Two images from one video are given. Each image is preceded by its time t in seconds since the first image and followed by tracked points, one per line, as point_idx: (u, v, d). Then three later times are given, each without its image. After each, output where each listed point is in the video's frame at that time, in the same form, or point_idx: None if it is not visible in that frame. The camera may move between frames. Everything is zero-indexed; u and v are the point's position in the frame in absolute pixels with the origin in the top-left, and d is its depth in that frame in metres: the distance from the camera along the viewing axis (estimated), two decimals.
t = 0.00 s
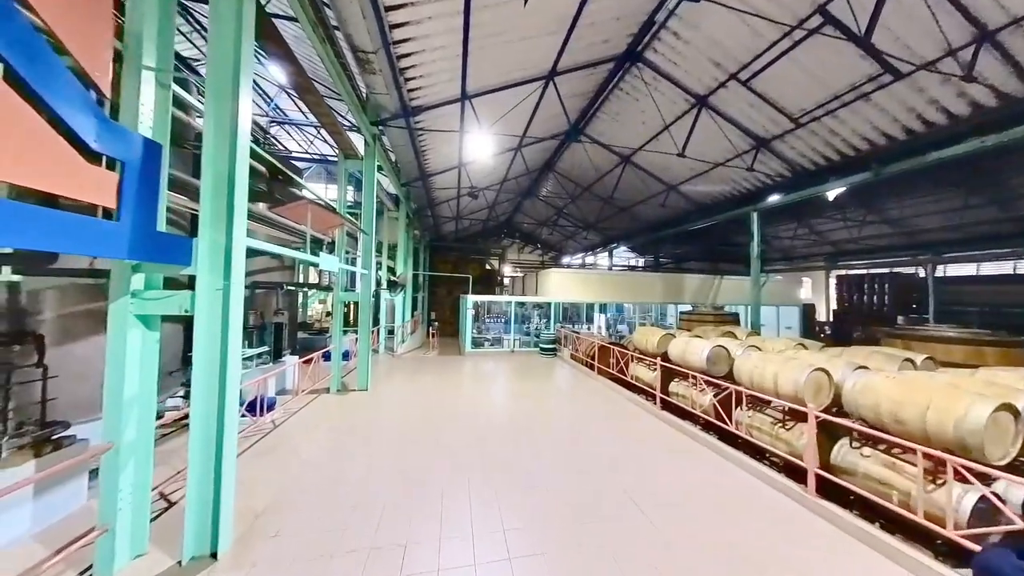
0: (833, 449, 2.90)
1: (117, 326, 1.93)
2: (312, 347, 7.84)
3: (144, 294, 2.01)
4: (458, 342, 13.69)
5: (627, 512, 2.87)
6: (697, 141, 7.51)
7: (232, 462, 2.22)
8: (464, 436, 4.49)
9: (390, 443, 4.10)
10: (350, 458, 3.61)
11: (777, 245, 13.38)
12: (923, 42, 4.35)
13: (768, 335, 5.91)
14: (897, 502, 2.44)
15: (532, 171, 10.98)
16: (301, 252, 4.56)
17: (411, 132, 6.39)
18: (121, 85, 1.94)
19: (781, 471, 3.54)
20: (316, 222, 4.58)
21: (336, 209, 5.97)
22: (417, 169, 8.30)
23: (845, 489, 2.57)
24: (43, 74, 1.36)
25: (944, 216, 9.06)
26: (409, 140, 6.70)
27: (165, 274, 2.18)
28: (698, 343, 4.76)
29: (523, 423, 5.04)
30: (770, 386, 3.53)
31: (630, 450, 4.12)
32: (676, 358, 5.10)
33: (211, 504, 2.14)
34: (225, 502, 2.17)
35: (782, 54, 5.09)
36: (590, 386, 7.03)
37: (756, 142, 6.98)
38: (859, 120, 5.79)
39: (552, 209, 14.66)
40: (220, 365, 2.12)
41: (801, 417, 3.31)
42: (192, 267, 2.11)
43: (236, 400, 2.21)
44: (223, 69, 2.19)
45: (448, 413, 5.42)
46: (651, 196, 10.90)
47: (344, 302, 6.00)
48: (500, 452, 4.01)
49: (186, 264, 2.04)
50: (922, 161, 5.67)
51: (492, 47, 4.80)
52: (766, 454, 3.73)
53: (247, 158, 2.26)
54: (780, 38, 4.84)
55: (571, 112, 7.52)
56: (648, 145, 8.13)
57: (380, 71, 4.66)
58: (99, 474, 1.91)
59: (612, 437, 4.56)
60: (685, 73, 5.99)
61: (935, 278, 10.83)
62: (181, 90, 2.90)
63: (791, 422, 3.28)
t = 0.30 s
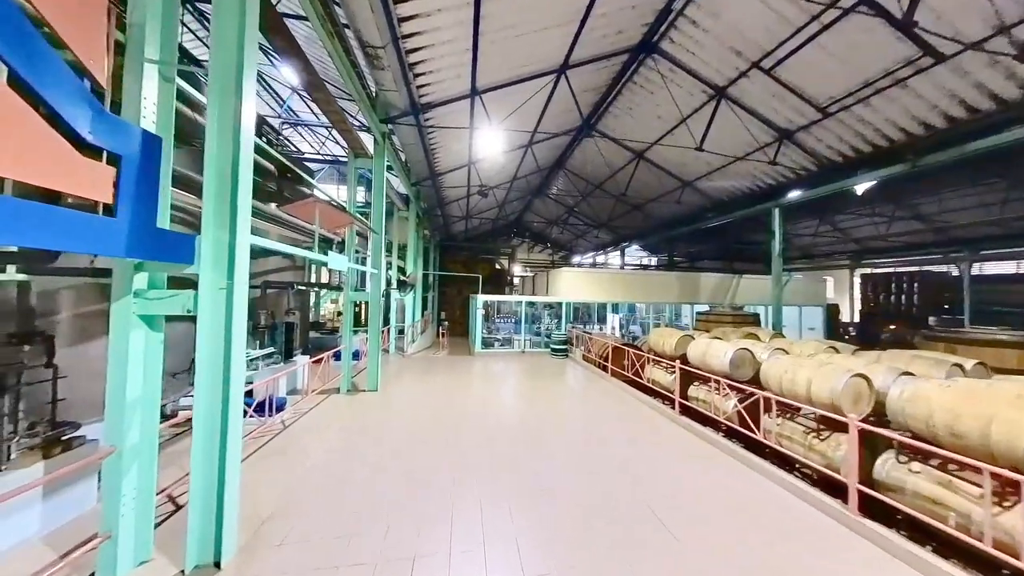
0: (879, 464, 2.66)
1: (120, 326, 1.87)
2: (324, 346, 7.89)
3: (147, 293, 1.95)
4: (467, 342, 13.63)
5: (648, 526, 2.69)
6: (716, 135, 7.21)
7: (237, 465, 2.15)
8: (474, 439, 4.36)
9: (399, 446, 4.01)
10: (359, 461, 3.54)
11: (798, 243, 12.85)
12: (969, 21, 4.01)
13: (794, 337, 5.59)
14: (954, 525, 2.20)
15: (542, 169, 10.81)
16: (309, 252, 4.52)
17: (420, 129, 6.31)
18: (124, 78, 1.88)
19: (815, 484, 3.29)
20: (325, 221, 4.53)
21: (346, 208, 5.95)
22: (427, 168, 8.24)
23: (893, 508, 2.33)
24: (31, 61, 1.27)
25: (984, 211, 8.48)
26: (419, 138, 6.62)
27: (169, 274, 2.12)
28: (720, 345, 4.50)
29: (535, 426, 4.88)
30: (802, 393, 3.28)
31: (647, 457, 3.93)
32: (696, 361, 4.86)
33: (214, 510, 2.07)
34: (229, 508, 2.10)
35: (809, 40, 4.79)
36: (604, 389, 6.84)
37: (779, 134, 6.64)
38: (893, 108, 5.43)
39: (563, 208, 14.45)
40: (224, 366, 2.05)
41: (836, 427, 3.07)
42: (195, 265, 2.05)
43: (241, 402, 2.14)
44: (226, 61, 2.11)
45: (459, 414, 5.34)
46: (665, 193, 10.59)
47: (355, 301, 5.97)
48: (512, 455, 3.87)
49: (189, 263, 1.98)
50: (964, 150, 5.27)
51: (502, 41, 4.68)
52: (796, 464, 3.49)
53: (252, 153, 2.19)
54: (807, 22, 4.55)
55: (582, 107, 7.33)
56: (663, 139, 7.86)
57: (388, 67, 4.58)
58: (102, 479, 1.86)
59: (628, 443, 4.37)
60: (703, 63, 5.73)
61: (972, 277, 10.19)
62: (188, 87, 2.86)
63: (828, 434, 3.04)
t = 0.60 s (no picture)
0: (960, 490, 2.30)
1: (152, 328, 1.92)
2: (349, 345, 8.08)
3: (177, 294, 1.99)
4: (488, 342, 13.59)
5: (683, 549, 2.44)
6: (753, 122, 6.68)
7: (261, 465, 2.15)
8: (495, 440, 4.25)
9: (421, 447, 3.96)
10: (380, 461, 3.52)
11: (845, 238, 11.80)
12: None
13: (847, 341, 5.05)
14: None
15: (564, 166, 10.55)
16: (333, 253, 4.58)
17: (441, 129, 6.28)
18: (155, 85, 1.93)
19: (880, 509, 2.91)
20: (349, 223, 4.59)
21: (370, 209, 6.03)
22: (448, 168, 8.24)
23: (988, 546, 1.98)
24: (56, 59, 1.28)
25: None
26: (440, 137, 6.60)
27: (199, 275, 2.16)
28: (763, 350, 4.12)
29: (559, 430, 4.70)
30: (864, 406, 2.90)
31: (680, 468, 3.66)
32: (734, 366, 4.49)
33: (239, 510, 2.08)
34: (253, 509, 2.10)
35: (864, 12, 4.30)
36: (630, 393, 6.54)
37: (826, 119, 6.06)
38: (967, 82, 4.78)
39: (585, 205, 14.09)
40: (248, 367, 2.05)
41: (907, 446, 2.70)
42: (221, 266, 2.07)
43: (265, 403, 2.14)
44: (250, 62, 2.12)
45: (480, 415, 5.25)
46: (695, 187, 10.02)
47: (378, 301, 6.04)
48: (534, 459, 3.72)
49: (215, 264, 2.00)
50: None
51: (524, 34, 4.54)
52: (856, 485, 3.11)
53: (274, 154, 2.19)
54: None
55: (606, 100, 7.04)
56: (694, 129, 7.41)
57: (409, 66, 4.57)
58: (135, 476, 1.91)
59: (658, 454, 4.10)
60: (739, 46, 5.31)
61: None
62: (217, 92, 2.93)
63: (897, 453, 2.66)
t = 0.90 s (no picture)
0: None
1: (202, 330, 2.01)
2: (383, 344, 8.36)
3: (224, 297, 2.08)
4: (516, 343, 13.51)
5: None
6: (809, 104, 6.03)
7: (299, 465, 2.19)
8: (526, 446, 4.13)
9: (451, 449, 3.94)
10: (412, 463, 3.53)
11: (921, 231, 10.39)
12: None
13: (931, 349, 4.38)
14: None
15: (594, 162, 10.21)
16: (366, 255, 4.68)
17: (470, 129, 6.27)
18: (203, 98, 2.05)
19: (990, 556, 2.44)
20: (382, 226, 4.66)
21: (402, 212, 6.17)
22: (477, 169, 8.26)
23: None
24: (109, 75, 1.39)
25: None
26: (468, 138, 6.60)
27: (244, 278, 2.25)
28: (828, 359, 3.65)
29: (592, 438, 4.49)
30: (965, 430, 2.45)
31: (729, 488, 3.33)
32: (791, 375, 4.03)
33: (280, 508, 2.13)
34: (292, 508, 2.14)
35: None
36: (669, 400, 6.15)
37: (902, 94, 5.29)
38: None
39: (616, 202, 13.60)
40: (287, 370, 2.10)
41: None
42: (262, 270, 2.13)
43: (302, 404, 2.18)
44: (288, 69, 2.16)
45: (510, 418, 5.18)
46: (739, 179, 9.27)
47: (409, 302, 6.15)
48: (566, 470, 3.55)
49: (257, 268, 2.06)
50: None
51: (553, 26, 4.39)
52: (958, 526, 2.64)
53: (310, 159, 2.23)
54: None
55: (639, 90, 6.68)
56: (739, 116, 6.83)
57: (439, 67, 4.57)
58: (189, 469, 2.02)
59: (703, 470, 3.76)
60: (793, 21, 4.78)
61: None
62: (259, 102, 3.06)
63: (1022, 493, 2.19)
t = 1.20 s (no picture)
0: None
1: (239, 327, 2.07)
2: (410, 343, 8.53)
3: (259, 296, 2.13)
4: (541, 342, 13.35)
5: None
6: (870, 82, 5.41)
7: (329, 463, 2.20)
8: (553, 452, 3.98)
9: (477, 450, 3.87)
10: (438, 464, 3.50)
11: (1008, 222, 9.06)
12: None
13: None
14: None
15: (622, 156, 9.84)
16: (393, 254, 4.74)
17: (495, 127, 6.20)
18: (239, 101, 2.11)
19: None
20: (409, 225, 4.71)
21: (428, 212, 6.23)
22: (501, 168, 8.21)
23: None
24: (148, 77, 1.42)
25: None
26: (493, 136, 6.54)
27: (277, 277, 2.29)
28: (900, 365, 3.21)
29: (623, 447, 4.26)
30: None
31: (784, 518, 3.00)
32: (851, 382, 3.60)
33: (312, 504, 2.16)
34: (323, 505, 2.16)
35: None
36: (707, 407, 5.75)
37: (992, 60, 4.61)
38: None
39: (645, 198, 13.05)
40: (317, 369, 2.11)
41: None
42: (294, 269, 2.16)
43: (332, 403, 2.20)
44: (318, 70, 2.18)
45: (536, 420, 5.06)
46: (784, 168, 8.54)
47: (435, 301, 6.20)
48: (597, 483, 3.36)
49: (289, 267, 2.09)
50: None
51: (582, 13, 4.21)
52: None
53: (339, 159, 2.24)
54: None
55: (672, 79, 6.31)
56: (786, 99, 6.26)
57: (464, 65, 4.52)
58: (228, 462, 2.08)
59: (749, 488, 3.44)
60: None
61: None
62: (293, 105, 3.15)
63: None
